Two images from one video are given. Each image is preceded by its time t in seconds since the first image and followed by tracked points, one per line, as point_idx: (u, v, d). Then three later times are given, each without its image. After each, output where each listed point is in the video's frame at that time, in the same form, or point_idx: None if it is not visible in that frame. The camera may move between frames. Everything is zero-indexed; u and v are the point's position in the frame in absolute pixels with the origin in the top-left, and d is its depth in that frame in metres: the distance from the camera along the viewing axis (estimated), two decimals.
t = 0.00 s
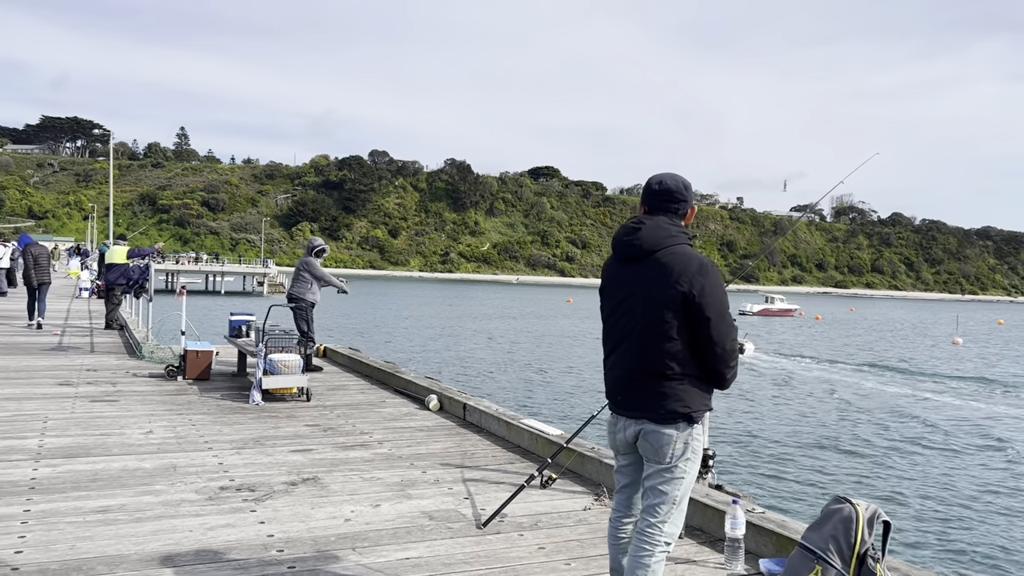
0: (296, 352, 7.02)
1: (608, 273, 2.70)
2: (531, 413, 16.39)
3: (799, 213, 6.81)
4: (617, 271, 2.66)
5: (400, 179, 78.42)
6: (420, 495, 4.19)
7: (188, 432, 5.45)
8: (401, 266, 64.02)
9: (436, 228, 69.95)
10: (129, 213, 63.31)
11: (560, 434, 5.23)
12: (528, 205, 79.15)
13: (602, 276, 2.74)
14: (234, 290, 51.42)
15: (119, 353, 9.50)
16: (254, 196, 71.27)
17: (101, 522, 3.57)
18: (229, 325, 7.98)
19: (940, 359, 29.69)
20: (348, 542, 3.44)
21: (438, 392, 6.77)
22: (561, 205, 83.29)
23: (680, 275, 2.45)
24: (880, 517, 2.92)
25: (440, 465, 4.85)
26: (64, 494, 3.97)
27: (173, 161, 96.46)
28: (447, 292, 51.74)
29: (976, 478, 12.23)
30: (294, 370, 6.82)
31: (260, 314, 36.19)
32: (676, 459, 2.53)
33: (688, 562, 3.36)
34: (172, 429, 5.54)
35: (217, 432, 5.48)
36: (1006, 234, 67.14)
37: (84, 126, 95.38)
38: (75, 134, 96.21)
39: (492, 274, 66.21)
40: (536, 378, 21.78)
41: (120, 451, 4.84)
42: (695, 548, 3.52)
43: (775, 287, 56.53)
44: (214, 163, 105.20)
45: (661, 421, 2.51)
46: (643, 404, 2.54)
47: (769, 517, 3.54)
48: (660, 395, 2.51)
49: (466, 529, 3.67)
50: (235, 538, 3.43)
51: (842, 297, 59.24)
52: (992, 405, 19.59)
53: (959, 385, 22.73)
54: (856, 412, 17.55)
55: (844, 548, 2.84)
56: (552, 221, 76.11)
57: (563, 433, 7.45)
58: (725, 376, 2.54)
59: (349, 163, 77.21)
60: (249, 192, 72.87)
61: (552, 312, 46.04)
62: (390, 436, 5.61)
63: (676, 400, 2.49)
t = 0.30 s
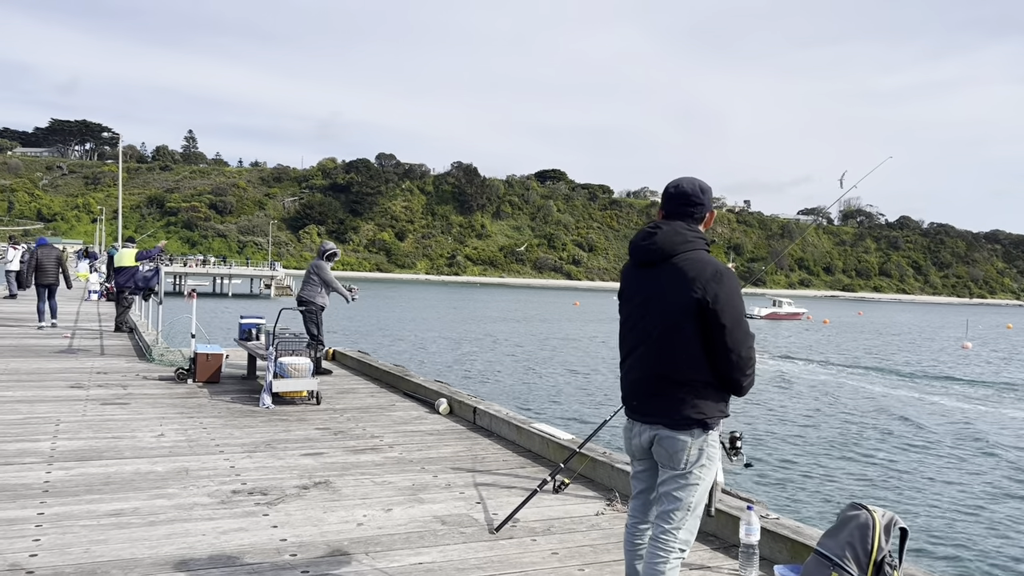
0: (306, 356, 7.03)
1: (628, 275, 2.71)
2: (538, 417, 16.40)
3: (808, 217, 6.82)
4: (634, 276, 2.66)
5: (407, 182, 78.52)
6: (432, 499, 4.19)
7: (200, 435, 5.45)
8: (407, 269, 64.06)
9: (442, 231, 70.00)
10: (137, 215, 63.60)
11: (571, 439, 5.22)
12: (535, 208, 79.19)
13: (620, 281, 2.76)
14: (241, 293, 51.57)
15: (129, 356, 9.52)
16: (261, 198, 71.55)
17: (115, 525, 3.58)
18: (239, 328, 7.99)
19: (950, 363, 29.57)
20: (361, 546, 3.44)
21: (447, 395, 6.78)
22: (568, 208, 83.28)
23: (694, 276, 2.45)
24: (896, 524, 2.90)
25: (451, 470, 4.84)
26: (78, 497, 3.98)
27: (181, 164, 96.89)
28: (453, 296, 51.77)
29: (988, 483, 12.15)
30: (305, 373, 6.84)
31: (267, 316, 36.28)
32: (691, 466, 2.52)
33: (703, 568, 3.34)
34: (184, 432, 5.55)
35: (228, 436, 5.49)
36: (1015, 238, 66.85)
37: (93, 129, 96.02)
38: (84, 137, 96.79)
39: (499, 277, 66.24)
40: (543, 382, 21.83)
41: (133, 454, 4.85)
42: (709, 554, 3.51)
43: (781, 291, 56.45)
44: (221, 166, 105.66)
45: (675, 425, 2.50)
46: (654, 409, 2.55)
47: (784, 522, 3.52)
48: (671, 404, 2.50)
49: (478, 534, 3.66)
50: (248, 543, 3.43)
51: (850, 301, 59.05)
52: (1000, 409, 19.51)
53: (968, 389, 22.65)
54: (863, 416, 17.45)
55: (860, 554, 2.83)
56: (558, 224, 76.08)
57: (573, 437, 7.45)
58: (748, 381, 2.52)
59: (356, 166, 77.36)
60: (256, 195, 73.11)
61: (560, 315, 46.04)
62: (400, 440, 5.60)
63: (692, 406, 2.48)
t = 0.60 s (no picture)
0: (314, 356, 7.04)
1: (638, 277, 2.71)
2: (544, 418, 16.40)
3: (816, 219, 6.84)
4: (643, 278, 2.65)
5: (414, 183, 78.59)
6: (439, 501, 4.19)
7: (208, 436, 5.47)
8: (414, 270, 64.15)
9: (449, 232, 70.08)
10: (145, 217, 63.78)
11: (578, 441, 5.22)
12: (541, 209, 79.23)
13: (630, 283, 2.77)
14: (248, 293, 51.67)
15: (137, 357, 9.55)
16: (268, 200, 71.81)
17: (124, 526, 3.59)
18: (246, 329, 8.00)
19: (958, 366, 29.48)
20: (370, 549, 3.45)
21: (455, 397, 6.77)
22: (575, 210, 83.27)
23: (701, 279, 2.44)
24: (906, 527, 2.89)
25: (459, 471, 4.84)
26: (87, 497, 3.99)
27: (188, 165, 97.24)
28: (459, 297, 51.79)
29: (1001, 488, 12.06)
30: (312, 375, 6.84)
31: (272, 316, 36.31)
32: (699, 469, 2.51)
33: (711, 571, 3.34)
34: (192, 433, 5.56)
35: (236, 437, 5.50)
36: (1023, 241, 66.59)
37: (102, 130, 96.53)
38: (93, 138, 97.23)
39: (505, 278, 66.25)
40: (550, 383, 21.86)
41: (141, 455, 4.86)
42: (717, 558, 3.50)
43: (788, 293, 56.37)
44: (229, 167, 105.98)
45: (682, 429, 2.50)
46: (660, 414, 2.55)
47: (792, 527, 3.51)
48: (678, 407, 2.50)
49: (486, 537, 3.66)
50: (256, 544, 3.43)
51: (857, 303, 58.92)
52: (1010, 412, 19.43)
53: (978, 392, 22.57)
54: (872, 419, 17.36)
55: (870, 558, 2.81)
56: (565, 225, 76.07)
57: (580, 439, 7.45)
58: (758, 386, 2.52)
59: (363, 167, 77.45)
60: (263, 196, 73.27)
61: (566, 316, 46.04)
62: (408, 441, 5.61)
63: (700, 410, 2.47)
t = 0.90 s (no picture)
0: (319, 356, 7.05)
1: (643, 277, 2.71)
2: (547, 419, 16.38)
3: (821, 220, 6.83)
4: (650, 278, 2.65)
5: (419, 183, 78.72)
6: (445, 502, 4.18)
7: (214, 436, 5.48)
8: (419, 270, 64.15)
9: (454, 232, 70.24)
10: (151, 217, 64.00)
11: (584, 442, 5.22)
12: (546, 210, 79.23)
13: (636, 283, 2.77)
14: (254, 293, 51.81)
15: (143, 356, 9.57)
16: (274, 200, 71.97)
17: (130, 525, 3.59)
18: (252, 328, 8.01)
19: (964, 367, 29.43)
20: (375, 549, 3.44)
21: (460, 397, 6.78)
22: (579, 211, 83.37)
23: (705, 279, 2.43)
24: (914, 530, 2.88)
25: (464, 472, 4.84)
26: (94, 497, 4.00)
27: (194, 165, 97.49)
28: (464, 297, 51.87)
29: (1008, 490, 11.98)
30: (318, 374, 6.85)
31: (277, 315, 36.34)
32: (705, 471, 2.50)
33: (718, 574, 3.33)
34: (198, 432, 5.57)
35: (242, 436, 5.51)
36: None
37: (108, 130, 96.86)
38: (99, 139, 97.57)
39: (510, 279, 66.37)
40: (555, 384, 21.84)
41: (147, 454, 4.88)
42: (723, 559, 3.50)
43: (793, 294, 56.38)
44: (235, 166, 106.19)
45: (688, 431, 2.49)
46: (666, 415, 2.55)
47: (800, 528, 3.49)
48: (684, 409, 2.49)
49: (491, 538, 3.66)
50: (261, 544, 3.43)
51: (862, 304, 58.84)
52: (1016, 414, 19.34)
53: (986, 394, 22.50)
54: (878, 421, 17.28)
55: (877, 560, 2.80)
56: (570, 226, 76.02)
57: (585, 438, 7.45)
58: (764, 385, 2.51)
59: (368, 167, 77.58)
60: (269, 196, 73.44)
61: (570, 317, 46.03)
62: (413, 441, 5.62)
63: (708, 412, 2.46)
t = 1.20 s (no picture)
0: (325, 356, 7.05)
1: (649, 276, 2.72)
2: (552, 420, 16.37)
3: (826, 219, 6.81)
4: (655, 279, 2.64)
5: (423, 184, 78.77)
6: (451, 503, 4.18)
7: (220, 435, 5.48)
8: (424, 270, 64.24)
9: (459, 232, 70.33)
10: (157, 217, 64.15)
11: (591, 443, 5.20)
12: (551, 210, 79.31)
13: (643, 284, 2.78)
14: (259, 293, 51.92)
15: (149, 356, 9.59)
16: (279, 200, 72.12)
17: (138, 525, 3.60)
18: (258, 328, 8.02)
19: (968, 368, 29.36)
20: (383, 549, 3.44)
21: (466, 397, 6.77)
22: (584, 211, 83.40)
23: (709, 279, 2.45)
24: (924, 532, 2.86)
25: (471, 472, 4.83)
26: (102, 496, 4.01)
27: (199, 165, 97.71)
28: (468, 298, 51.93)
29: (1014, 491, 11.92)
30: (324, 374, 6.85)
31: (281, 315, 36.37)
32: (716, 472, 2.49)
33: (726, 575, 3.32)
34: (204, 432, 5.58)
35: (249, 436, 5.51)
36: None
37: (114, 130, 97.16)
38: (105, 139, 97.83)
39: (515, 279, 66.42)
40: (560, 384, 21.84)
41: (154, 454, 4.88)
42: (732, 561, 3.48)
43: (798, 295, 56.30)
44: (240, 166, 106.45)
45: (694, 429, 2.48)
46: (672, 415, 2.55)
47: (808, 529, 3.48)
48: (690, 412, 2.49)
49: (499, 539, 3.65)
50: (269, 544, 3.43)
51: (867, 304, 58.73)
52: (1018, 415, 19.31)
53: (991, 395, 22.47)
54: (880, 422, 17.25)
55: (887, 563, 2.79)
56: (574, 226, 76.07)
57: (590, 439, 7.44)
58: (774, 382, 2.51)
59: (373, 167, 77.68)
60: (274, 197, 73.55)
61: (576, 317, 46.00)
62: (419, 442, 5.61)
63: (717, 412, 2.45)
